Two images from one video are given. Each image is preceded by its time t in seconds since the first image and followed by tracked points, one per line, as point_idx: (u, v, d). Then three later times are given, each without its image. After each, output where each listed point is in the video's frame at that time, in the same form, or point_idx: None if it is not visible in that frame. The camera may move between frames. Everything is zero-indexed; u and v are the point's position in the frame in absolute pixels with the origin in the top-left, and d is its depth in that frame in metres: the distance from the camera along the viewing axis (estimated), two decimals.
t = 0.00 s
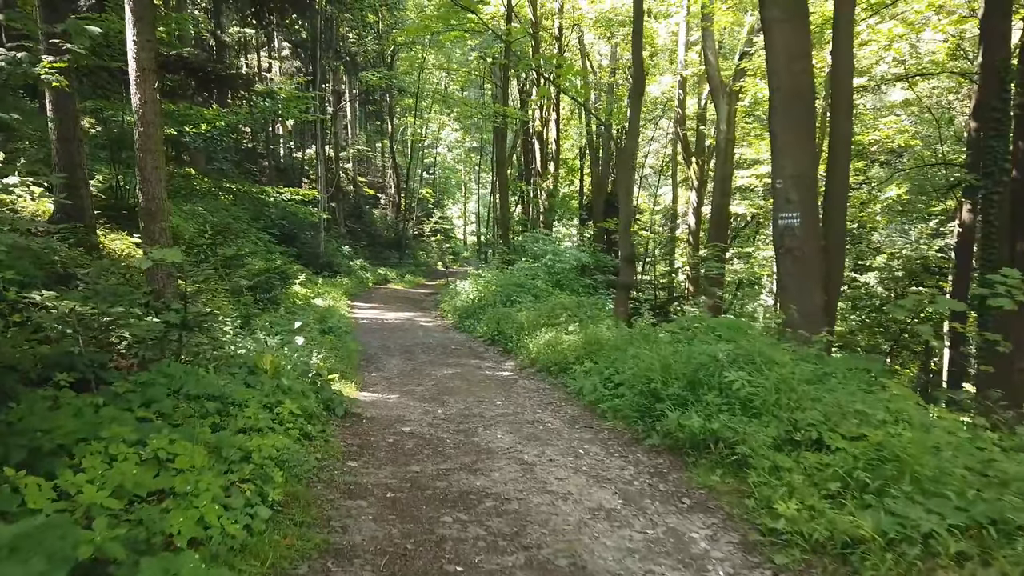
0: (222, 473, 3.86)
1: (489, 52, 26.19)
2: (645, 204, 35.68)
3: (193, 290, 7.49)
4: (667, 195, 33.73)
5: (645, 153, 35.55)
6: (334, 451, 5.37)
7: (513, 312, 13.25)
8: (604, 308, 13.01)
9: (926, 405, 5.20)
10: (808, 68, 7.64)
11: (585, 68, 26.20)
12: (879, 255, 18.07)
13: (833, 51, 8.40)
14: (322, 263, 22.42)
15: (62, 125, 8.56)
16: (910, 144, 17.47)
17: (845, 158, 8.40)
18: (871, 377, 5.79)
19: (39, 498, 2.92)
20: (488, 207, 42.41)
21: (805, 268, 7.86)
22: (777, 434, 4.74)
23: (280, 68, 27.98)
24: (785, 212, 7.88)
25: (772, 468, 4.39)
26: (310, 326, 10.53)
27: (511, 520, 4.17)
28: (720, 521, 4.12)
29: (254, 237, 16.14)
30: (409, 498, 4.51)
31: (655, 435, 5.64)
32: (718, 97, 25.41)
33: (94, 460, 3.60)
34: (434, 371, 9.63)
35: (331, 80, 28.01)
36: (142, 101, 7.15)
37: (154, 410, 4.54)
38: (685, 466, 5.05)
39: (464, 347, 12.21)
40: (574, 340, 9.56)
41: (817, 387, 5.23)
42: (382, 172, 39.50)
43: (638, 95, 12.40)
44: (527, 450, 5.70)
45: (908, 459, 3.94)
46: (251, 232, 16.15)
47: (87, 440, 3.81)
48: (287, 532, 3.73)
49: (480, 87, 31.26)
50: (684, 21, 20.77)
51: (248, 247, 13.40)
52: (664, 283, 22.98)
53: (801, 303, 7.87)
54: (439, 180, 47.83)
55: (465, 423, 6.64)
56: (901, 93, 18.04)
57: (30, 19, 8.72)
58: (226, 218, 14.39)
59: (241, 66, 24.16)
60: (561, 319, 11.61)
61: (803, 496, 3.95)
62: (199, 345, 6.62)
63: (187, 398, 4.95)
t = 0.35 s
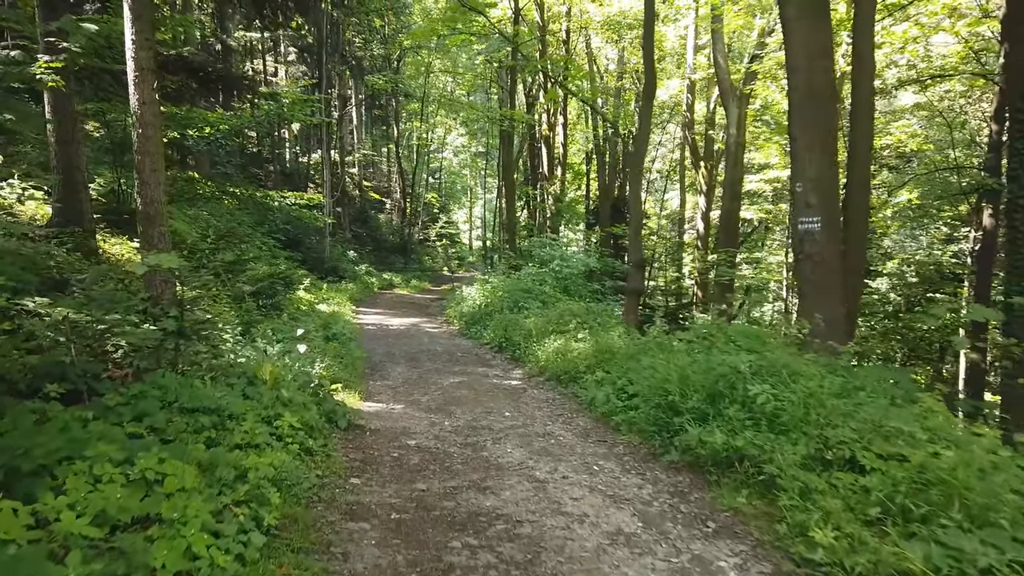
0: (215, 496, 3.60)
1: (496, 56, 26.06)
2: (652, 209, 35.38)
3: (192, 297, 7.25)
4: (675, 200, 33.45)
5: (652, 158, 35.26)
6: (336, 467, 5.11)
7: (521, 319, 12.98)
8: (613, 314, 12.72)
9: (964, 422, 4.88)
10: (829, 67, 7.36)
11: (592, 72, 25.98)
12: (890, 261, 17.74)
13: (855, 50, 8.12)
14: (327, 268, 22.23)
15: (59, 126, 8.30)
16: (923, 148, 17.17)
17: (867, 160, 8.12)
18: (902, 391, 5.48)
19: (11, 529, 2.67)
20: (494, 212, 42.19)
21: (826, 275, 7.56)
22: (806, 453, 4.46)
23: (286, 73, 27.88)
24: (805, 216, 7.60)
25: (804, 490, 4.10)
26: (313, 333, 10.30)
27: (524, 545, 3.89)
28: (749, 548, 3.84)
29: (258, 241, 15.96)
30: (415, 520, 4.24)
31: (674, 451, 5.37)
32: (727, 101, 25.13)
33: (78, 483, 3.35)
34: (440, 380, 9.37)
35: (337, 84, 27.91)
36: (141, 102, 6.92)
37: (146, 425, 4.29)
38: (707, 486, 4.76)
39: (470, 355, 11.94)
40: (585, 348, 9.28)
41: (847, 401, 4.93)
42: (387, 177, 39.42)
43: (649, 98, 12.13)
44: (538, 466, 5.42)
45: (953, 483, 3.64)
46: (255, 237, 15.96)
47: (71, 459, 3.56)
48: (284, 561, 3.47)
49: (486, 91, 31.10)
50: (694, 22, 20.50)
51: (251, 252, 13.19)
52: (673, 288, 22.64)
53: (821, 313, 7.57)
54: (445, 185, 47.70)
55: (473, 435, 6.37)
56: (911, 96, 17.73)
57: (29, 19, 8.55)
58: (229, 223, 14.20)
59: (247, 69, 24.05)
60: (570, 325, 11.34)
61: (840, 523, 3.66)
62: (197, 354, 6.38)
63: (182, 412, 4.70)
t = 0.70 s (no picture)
0: (203, 511, 3.36)
1: (501, 59, 25.95)
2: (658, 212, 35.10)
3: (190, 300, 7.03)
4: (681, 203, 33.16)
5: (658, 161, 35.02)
6: (335, 478, 4.86)
7: (527, 323, 12.73)
8: (621, 318, 12.46)
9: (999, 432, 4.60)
10: (848, 62, 7.12)
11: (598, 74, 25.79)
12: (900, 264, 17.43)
13: (873, 46, 7.88)
14: (331, 271, 22.04)
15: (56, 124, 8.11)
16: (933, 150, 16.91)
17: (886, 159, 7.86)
18: (931, 398, 5.20)
19: None
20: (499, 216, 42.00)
21: (845, 277, 7.30)
22: (834, 464, 4.20)
23: (291, 76, 27.79)
24: (823, 216, 7.36)
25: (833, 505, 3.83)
26: (314, 337, 10.07)
27: (535, 564, 3.63)
28: (778, 568, 3.57)
29: (260, 245, 15.78)
30: (418, 535, 4.00)
31: (691, 461, 5.12)
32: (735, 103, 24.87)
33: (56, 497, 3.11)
34: (444, 385, 9.11)
35: (341, 87, 27.81)
36: (138, 99, 6.71)
37: (135, 433, 4.06)
38: (728, 499, 4.49)
39: (475, 359, 11.70)
40: (594, 352, 9.02)
41: (875, 409, 4.66)
42: (392, 181, 39.32)
43: (658, 96, 11.88)
44: (548, 477, 5.16)
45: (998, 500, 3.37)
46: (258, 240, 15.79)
47: (51, 471, 3.33)
48: None
49: (491, 94, 30.96)
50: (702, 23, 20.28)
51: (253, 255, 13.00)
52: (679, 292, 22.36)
53: (840, 317, 7.31)
54: (449, 189, 47.56)
55: (479, 443, 6.12)
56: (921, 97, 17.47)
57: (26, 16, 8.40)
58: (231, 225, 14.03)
59: (251, 72, 23.96)
60: (578, 329, 11.08)
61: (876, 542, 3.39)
62: (193, 358, 6.14)
63: (176, 420, 4.47)
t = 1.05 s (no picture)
0: (189, 538, 3.13)
1: (508, 62, 25.84)
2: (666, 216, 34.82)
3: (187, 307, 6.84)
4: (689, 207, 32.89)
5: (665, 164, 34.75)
6: (334, 495, 4.63)
7: (534, 328, 12.49)
8: (630, 324, 12.19)
9: None
10: (868, 60, 6.87)
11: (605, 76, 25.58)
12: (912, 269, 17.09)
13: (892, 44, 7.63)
14: (336, 276, 21.89)
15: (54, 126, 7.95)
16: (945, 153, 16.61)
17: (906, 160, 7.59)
18: (961, 412, 4.93)
19: None
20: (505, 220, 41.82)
21: (866, 283, 7.02)
22: (865, 485, 3.93)
23: (297, 79, 27.72)
24: (842, 220, 7.10)
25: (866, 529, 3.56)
26: (317, 344, 9.86)
27: None
28: None
29: (264, 249, 15.63)
30: (422, 559, 3.76)
31: (708, 478, 4.86)
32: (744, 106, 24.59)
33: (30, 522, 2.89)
34: (450, 393, 8.87)
35: (347, 91, 27.72)
36: (134, 99, 6.53)
37: (122, 449, 3.84)
38: (750, 520, 4.23)
39: (481, 366, 11.46)
40: (603, 360, 8.77)
41: (906, 425, 4.39)
42: (398, 185, 39.19)
43: (668, 97, 11.61)
44: (557, 493, 4.91)
45: None
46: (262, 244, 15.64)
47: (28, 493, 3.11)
48: None
49: (497, 97, 30.80)
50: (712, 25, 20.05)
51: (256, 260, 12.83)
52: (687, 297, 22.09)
53: (861, 324, 7.03)
54: (455, 193, 47.43)
55: (485, 456, 5.87)
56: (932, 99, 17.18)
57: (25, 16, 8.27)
58: (235, 229, 13.88)
59: (257, 76, 23.88)
60: (586, 335, 10.82)
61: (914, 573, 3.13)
62: (190, 367, 5.94)
63: (168, 434, 4.26)
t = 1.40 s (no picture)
0: (179, 565, 2.89)
1: (516, 65, 25.75)
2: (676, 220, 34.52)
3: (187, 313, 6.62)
4: (699, 211, 32.59)
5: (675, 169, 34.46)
6: (338, 511, 4.39)
7: (544, 334, 12.23)
8: (642, 330, 11.91)
9: None
10: (896, 55, 6.59)
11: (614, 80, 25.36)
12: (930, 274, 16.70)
13: (917, 40, 7.34)
14: (343, 280, 21.75)
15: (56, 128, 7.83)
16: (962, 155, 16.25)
17: (931, 162, 7.29)
18: (1003, 427, 4.62)
19: None
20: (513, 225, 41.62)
21: (892, 287, 6.72)
22: (908, 506, 3.65)
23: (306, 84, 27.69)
24: (867, 222, 6.80)
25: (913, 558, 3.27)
26: (323, 350, 9.65)
27: None
28: None
29: (271, 253, 15.47)
30: None
31: (733, 494, 4.59)
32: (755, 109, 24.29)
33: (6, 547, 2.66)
34: (458, 401, 8.62)
35: (355, 96, 27.64)
36: (135, 98, 6.34)
37: (112, 463, 3.61)
38: (780, 541, 3.95)
39: (490, 373, 11.22)
40: (617, 367, 8.50)
41: (949, 440, 4.09)
42: (406, 189, 39.24)
43: (682, 97, 11.36)
44: (573, 509, 4.64)
45: None
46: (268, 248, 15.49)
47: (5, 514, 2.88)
48: None
49: (506, 101, 30.65)
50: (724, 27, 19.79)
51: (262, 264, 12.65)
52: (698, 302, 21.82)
53: (887, 331, 6.71)
54: (463, 198, 47.33)
55: (496, 469, 5.61)
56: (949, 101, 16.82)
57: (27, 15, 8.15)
58: (242, 234, 13.73)
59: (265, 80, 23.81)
60: (598, 341, 10.56)
61: None
62: (190, 375, 5.71)
63: (164, 446, 4.04)
